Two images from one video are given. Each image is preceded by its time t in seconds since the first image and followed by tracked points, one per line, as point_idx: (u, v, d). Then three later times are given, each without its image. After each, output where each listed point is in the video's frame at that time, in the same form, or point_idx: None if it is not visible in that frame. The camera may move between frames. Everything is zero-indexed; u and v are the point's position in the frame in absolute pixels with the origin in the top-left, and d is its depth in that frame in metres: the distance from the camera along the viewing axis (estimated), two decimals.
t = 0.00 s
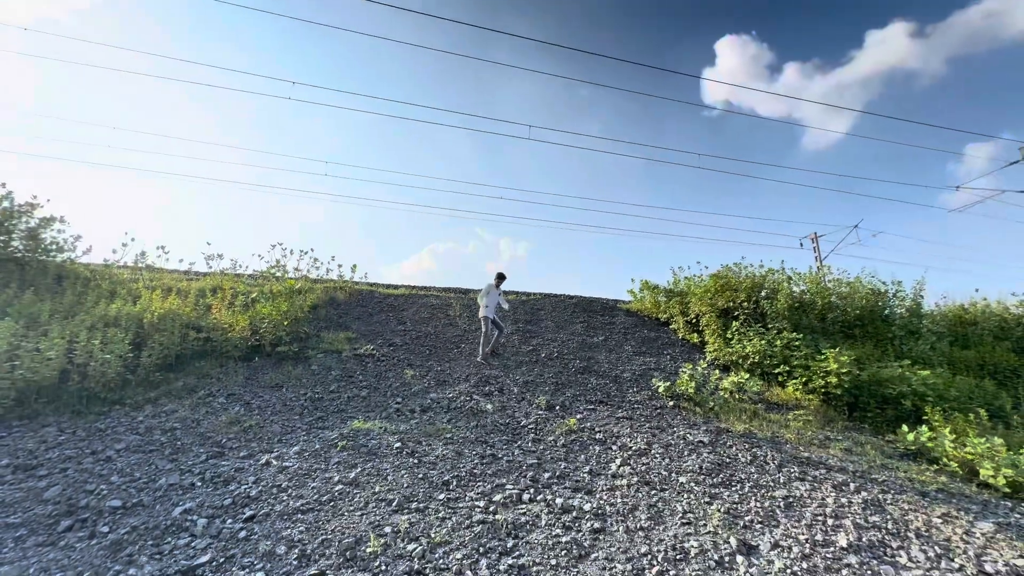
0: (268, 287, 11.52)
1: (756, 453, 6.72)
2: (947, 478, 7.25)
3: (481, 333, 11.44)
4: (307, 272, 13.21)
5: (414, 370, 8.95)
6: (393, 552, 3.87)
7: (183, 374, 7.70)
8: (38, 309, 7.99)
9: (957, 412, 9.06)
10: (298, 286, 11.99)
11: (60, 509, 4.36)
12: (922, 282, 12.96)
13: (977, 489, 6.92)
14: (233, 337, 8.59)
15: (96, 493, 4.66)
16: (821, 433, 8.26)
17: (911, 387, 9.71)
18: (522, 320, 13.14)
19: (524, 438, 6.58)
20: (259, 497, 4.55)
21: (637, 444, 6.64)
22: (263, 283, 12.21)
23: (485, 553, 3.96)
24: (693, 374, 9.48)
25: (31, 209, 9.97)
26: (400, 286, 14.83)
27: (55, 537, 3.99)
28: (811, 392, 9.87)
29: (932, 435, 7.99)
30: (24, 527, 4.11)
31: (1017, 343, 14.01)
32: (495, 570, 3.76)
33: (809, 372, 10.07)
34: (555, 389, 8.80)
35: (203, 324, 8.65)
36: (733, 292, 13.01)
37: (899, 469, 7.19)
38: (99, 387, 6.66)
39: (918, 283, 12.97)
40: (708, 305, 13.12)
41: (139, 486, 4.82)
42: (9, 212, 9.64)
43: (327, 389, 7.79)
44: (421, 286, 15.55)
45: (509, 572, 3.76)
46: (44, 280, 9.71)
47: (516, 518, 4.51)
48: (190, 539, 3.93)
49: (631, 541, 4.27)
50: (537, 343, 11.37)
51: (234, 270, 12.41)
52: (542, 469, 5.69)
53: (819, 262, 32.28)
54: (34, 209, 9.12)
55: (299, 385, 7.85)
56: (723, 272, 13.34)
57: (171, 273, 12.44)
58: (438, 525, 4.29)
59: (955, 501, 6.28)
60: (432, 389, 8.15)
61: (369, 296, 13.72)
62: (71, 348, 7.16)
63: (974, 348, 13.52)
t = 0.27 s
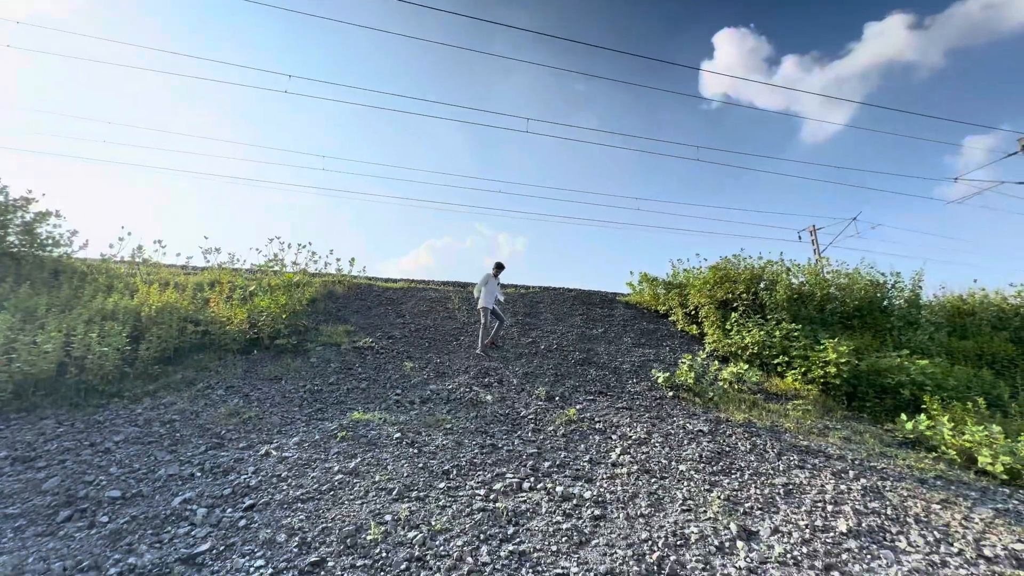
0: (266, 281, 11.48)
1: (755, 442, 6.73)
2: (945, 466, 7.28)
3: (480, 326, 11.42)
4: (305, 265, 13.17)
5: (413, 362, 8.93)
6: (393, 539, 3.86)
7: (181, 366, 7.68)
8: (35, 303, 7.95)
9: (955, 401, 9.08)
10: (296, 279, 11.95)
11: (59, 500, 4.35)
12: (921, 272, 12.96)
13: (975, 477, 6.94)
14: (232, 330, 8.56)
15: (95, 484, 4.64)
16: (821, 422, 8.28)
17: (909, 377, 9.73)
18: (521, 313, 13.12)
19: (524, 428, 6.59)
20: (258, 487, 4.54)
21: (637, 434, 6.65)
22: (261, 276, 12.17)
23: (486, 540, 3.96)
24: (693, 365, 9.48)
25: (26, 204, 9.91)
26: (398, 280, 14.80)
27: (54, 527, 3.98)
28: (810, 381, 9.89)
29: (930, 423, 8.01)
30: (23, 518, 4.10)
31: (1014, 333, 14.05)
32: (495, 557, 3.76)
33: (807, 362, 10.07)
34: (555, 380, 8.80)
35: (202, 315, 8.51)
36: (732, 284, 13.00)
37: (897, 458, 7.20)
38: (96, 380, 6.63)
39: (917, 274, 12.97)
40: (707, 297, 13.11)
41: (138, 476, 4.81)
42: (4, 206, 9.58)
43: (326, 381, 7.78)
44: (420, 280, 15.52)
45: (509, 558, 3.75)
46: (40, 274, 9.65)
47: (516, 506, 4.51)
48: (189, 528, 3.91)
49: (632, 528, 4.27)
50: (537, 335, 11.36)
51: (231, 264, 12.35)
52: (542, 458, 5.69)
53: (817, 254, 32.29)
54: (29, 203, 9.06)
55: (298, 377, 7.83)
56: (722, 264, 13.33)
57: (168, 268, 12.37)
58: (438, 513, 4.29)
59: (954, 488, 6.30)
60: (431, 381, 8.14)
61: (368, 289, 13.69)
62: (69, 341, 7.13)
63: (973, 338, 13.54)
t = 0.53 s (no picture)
0: (262, 268, 11.39)
1: (755, 423, 6.72)
2: (944, 446, 7.28)
3: (479, 312, 11.38)
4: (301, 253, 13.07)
5: (412, 347, 8.89)
6: (391, 516, 3.83)
7: (177, 352, 7.62)
8: (28, 290, 7.86)
9: (954, 383, 9.08)
10: (293, 266, 11.87)
11: (54, 480, 4.31)
12: (921, 257, 12.92)
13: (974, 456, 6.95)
14: (228, 315, 8.49)
15: (90, 465, 4.60)
16: (820, 404, 8.28)
17: (908, 360, 9.71)
18: (520, 299, 13.07)
19: (523, 410, 6.56)
20: (255, 466, 4.51)
21: (637, 415, 6.62)
22: (257, 264, 12.08)
23: (485, 516, 3.93)
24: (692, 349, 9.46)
25: (18, 191, 9.79)
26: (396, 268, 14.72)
27: (49, 507, 3.94)
28: (809, 365, 9.87)
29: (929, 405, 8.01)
30: (17, 498, 4.06)
31: (1013, 317, 14.03)
32: (495, 532, 3.73)
33: (807, 346, 10.05)
34: (554, 364, 8.77)
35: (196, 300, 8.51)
36: (731, 269, 12.95)
37: (897, 438, 7.20)
38: (92, 365, 6.58)
39: (917, 258, 12.92)
40: (706, 283, 13.06)
41: (133, 457, 4.77)
42: None
43: (324, 366, 7.73)
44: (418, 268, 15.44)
45: (509, 533, 3.72)
46: (34, 262, 9.56)
47: (515, 484, 4.48)
48: (185, 506, 3.88)
49: (632, 504, 4.25)
50: (536, 321, 11.32)
51: (227, 251, 12.26)
52: (542, 439, 5.66)
53: (816, 242, 32.23)
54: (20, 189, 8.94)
55: (296, 362, 7.79)
56: (722, 250, 13.26)
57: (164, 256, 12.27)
58: (437, 490, 4.26)
59: (953, 467, 6.30)
60: (430, 365, 8.10)
61: (366, 277, 13.61)
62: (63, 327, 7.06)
63: (972, 322, 13.53)
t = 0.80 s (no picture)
0: (261, 251, 11.30)
1: (758, 398, 6.67)
2: (948, 422, 7.25)
3: (479, 295, 11.31)
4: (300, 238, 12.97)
5: (412, 328, 8.83)
6: (394, 480, 3.77)
7: (175, 331, 7.54)
8: (24, 269, 7.77)
9: (957, 362, 9.03)
10: (291, 250, 11.77)
11: (51, 449, 4.25)
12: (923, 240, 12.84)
13: (977, 432, 6.96)
14: (226, 296, 8.41)
15: (87, 435, 4.54)
16: (823, 383, 8.23)
17: (910, 340, 9.65)
18: (520, 284, 12.99)
19: (525, 385, 6.50)
20: (255, 435, 4.45)
21: (639, 390, 6.57)
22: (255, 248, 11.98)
23: (489, 480, 3.88)
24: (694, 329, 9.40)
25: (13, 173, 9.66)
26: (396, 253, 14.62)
27: (45, 473, 3.88)
28: (811, 346, 9.79)
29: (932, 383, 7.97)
30: (14, 465, 4.00)
31: (1015, 301, 13.99)
32: (499, 494, 3.67)
33: (809, 326, 9.98)
34: (555, 344, 8.72)
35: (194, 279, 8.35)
36: (733, 253, 12.86)
37: (900, 414, 7.17)
38: (89, 342, 6.51)
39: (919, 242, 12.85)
40: (707, 267, 12.98)
41: (132, 428, 4.70)
42: None
43: (324, 345, 7.66)
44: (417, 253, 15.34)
45: (513, 496, 3.67)
46: (30, 244, 9.46)
47: (519, 452, 4.43)
48: (184, 471, 3.82)
49: (637, 470, 4.20)
50: (536, 304, 11.25)
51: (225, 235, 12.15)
52: (544, 411, 5.61)
53: (817, 231, 32.12)
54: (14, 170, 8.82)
55: (295, 341, 7.72)
56: (723, 234, 13.17)
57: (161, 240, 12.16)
58: (440, 457, 4.21)
59: (958, 441, 6.27)
60: (430, 344, 8.04)
61: (365, 261, 13.52)
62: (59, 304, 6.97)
63: (974, 305, 13.48)
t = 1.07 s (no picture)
0: (262, 237, 11.32)
1: (758, 374, 6.70)
2: (947, 401, 7.27)
3: (480, 281, 11.33)
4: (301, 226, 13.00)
5: (413, 309, 8.85)
6: (396, 436, 3.78)
7: (176, 309, 7.55)
8: (25, 248, 7.78)
9: (957, 345, 9.06)
10: (292, 236, 11.80)
11: (54, 409, 4.26)
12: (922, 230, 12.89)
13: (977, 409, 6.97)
14: (228, 276, 8.43)
15: (90, 398, 4.55)
16: (822, 364, 8.26)
17: (910, 325, 9.64)
18: (520, 272, 13.00)
19: (525, 360, 6.53)
20: (257, 397, 4.46)
21: (640, 366, 6.60)
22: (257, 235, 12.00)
23: (491, 437, 3.89)
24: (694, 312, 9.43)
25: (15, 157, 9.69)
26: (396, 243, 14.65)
27: (48, 429, 3.89)
28: (811, 331, 9.78)
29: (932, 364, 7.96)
30: (17, 422, 4.02)
31: (1014, 290, 14.02)
32: (501, 449, 3.69)
33: (809, 312, 9.96)
34: (555, 326, 8.74)
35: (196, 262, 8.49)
36: (733, 242, 12.86)
37: (901, 391, 7.18)
38: (91, 316, 6.53)
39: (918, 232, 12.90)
40: (707, 256, 12.99)
41: (134, 392, 4.72)
42: None
43: (325, 323, 7.68)
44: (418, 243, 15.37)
45: (515, 450, 3.68)
46: (31, 227, 9.48)
47: (520, 415, 4.44)
48: (187, 427, 3.83)
49: (638, 431, 4.21)
50: (537, 290, 11.27)
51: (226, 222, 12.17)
52: (546, 382, 5.62)
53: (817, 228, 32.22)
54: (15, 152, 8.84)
55: (296, 320, 7.73)
56: (723, 223, 13.20)
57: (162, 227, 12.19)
58: (442, 418, 4.22)
59: (957, 415, 6.30)
60: (431, 324, 8.06)
61: (366, 250, 13.55)
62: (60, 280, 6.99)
63: (973, 294, 13.51)
